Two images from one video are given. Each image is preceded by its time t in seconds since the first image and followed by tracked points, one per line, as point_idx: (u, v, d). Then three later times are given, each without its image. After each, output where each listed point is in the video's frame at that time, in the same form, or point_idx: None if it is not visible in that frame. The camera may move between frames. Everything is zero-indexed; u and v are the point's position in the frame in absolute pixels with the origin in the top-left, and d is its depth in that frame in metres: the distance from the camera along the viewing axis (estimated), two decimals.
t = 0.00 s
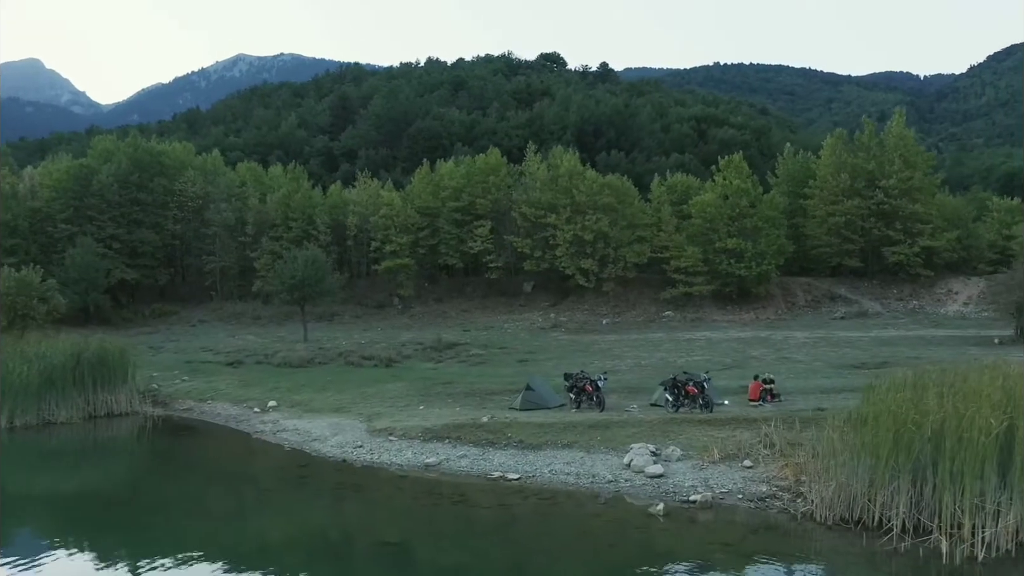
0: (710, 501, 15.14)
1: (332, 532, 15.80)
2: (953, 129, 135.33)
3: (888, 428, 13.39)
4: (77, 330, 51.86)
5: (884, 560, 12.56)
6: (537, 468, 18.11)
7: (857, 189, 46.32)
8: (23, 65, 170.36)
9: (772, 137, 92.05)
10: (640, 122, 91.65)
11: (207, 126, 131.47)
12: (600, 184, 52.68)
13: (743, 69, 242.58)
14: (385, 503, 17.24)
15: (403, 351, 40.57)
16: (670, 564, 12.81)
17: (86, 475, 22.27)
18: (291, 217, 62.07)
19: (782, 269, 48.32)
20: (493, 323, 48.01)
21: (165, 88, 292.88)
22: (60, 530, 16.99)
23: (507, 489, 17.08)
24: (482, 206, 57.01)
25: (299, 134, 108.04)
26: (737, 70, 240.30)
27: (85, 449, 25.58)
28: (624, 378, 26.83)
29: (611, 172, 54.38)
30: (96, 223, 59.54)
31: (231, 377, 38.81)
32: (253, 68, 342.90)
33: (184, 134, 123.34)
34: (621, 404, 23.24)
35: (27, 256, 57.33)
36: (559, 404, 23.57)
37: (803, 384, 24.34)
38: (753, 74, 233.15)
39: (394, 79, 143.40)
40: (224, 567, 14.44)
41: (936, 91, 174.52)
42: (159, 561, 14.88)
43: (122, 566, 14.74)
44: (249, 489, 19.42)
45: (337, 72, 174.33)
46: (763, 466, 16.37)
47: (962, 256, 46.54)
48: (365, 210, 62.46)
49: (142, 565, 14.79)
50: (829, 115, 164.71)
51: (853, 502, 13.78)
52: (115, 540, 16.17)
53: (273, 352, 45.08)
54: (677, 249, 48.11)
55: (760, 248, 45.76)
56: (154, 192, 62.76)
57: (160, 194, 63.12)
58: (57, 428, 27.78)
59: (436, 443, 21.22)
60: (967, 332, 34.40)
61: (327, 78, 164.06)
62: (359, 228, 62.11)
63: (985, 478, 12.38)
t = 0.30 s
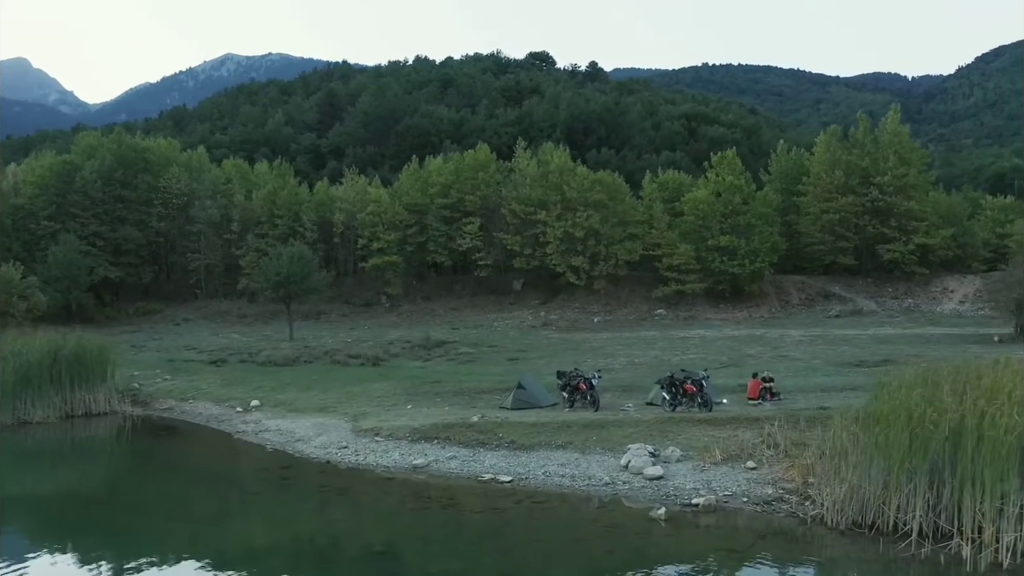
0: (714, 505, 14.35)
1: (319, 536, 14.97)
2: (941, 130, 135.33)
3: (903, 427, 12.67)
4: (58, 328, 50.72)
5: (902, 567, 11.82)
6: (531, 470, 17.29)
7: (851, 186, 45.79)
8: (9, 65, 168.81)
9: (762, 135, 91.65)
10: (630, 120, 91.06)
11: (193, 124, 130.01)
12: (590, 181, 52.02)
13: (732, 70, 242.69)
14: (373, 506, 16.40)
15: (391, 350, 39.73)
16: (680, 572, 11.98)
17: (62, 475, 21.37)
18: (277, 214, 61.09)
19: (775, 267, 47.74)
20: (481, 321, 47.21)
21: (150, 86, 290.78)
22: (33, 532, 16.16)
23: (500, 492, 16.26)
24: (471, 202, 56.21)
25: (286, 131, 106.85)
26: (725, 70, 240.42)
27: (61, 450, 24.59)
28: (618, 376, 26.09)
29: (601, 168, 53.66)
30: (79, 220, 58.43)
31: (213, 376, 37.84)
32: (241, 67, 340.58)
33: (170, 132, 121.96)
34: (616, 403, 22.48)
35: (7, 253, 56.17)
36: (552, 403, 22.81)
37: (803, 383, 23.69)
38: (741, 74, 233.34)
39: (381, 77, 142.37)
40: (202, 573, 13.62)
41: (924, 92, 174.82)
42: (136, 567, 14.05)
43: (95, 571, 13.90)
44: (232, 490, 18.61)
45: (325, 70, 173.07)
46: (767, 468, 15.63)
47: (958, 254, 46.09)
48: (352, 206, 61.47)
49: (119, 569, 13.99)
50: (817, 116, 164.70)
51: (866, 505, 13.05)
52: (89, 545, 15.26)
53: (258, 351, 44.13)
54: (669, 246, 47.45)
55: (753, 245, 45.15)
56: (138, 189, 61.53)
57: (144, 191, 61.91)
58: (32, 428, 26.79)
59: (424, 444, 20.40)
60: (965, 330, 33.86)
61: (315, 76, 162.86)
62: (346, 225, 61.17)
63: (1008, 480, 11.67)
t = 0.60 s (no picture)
0: (718, 506, 13.65)
1: (304, 538, 14.19)
2: (929, 130, 135.50)
3: (918, 425, 12.04)
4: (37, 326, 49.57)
5: (921, 572, 11.13)
6: (523, 470, 16.55)
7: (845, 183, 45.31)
8: None
9: (752, 134, 91.30)
10: (620, 117, 90.49)
11: (178, 120, 128.57)
12: (581, 176, 51.43)
13: (720, 70, 242.87)
14: (358, 508, 15.61)
15: (377, 347, 38.92)
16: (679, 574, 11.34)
17: (35, 476, 20.48)
18: (262, 210, 60.13)
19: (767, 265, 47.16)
20: (470, 319, 46.47)
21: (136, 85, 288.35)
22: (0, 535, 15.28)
23: (492, 493, 15.50)
24: (460, 199, 55.44)
25: (273, 128, 105.66)
26: (714, 70, 240.34)
27: (37, 449, 23.69)
28: (611, 374, 25.40)
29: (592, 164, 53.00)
30: (61, 216, 57.28)
31: (195, 374, 36.91)
32: (229, 66, 337.92)
33: (155, 128, 120.51)
34: (610, 400, 21.78)
35: None
36: (543, 401, 22.10)
37: (801, 380, 23.08)
38: (729, 74, 233.51)
39: (368, 75, 141.23)
40: None
41: (912, 92, 175.15)
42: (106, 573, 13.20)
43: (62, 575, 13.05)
44: (211, 491, 17.79)
45: (312, 68, 171.76)
46: (770, 468, 14.95)
47: (952, 252, 45.66)
48: (338, 203, 60.52)
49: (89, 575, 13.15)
50: (805, 116, 164.76)
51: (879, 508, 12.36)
52: (57, 548, 14.38)
53: (242, 349, 43.21)
54: (660, 243, 46.84)
55: (746, 242, 44.61)
56: (122, 185, 60.39)
57: (127, 187, 60.74)
58: (7, 427, 25.82)
59: (411, 444, 19.62)
60: (962, 327, 33.38)
61: (302, 74, 161.58)
62: (332, 221, 60.26)
63: None
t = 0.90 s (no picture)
0: (720, 509, 13.05)
1: (287, 541, 13.49)
2: (917, 130, 135.69)
3: (930, 422, 11.47)
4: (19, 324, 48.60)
5: None
6: (515, 471, 15.91)
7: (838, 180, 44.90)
8: None
9: (742, 132, 91.02)
10: (610, 115, 89.99)
11: (166, 118, 127.26)
12: (572, 173, 50.91)
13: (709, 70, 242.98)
14: (344, 510, 14.94)
15: (365, 345, 38.22)
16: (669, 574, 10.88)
17: (11, 475, 19.72)
18: (249, 207, 59.29)
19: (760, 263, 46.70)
20: (460, 317, 45.84)
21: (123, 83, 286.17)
22: None
23: (484, 495, 14.85)
24: (449, 195, 54.77)
25: (261, 125, 104.65)
26: (704, 70, 240.43)
27: (15, 449, 22.84)
28: (605, 373, 24.79)
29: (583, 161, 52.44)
30: (46, 214, 56.30)
31: (179, 373, 36.10)
32: (217, 65, 335.82)
33: (142, 125, 119.21)
34: (604, 399, 21.19)
35: None
36: (535, 400, 21.49)
37: (799, 378, 22.54)
38: (718, 75, 233.61)
39: (357, 72, 140.23)
40: None
41: (900, 93, 175.52)
42: None
43: None
44: (191, 491, 17.12)
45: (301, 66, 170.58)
46: (773, 468, 14.37)
47: (947, 250, 45.29)
48: (326, 199, 59.71)
49: None
50: (795, 117, 164.77)
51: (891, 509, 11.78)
52: (25, 552, 13.61)
53: (227, 347, 42.43)
54: (652, 240, 46.34)
55: (738, 240, 44.16)
56: (107, 181, 59.39)
57: (113, 183, 59.71)
58: None
59: (399, 443, 18.96)
60: (959, 325, 32.99)
61: (291, 71, 160.46)
62: (320, 219, 59.49)
63: None
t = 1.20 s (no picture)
0: (722, 511, 12.47)
1: (270, 545, 12.83)
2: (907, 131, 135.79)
3: (944, 420, 10.97)
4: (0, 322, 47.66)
5: None
6: (507, 472, 15.30)
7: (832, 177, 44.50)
8: None
9: (733, 131, 90.73)
10: (601, 113, 89.58)
11: (153, 116, 125.91)
12: (563, 169, 50.30)
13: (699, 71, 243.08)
14: (329, 513, 14.29)
15: (353, 343, 37.55)
16: None
17: None
18: (236, 204, 58.46)
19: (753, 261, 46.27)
20: (449, 315, 45.22)
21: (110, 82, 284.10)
22: None
23: (475, 497, 14.22)
24: (439, 192, 54.10)
25: (248, 123, 103.60)
26: (693, 70, 240.46)
27: None
28: (598, 370, 24.23)
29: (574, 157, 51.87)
30: (30, 211, 55.22)
31: (162, 371, 35.34)
32: (205, 63, 333.69)
33: (127, 123, 117.92)
34: (598, 397, 20.59)
35: None
36: (526, 398, 20.89)
37: (796, 376, 22.05)
38: (708, 75, 233.72)
39: (346, 71, 139.25)
40: None
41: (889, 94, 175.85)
42: None
43: None
44: (168, 494, 16.41)
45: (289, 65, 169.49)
46: (775, 468, 13.82)
47: (941, 248, 44.98)
48: (313, 196, 58.89)
49: None
50: (784, 117, 164.85)
51: (902, 511, 11.24)
52: None
53: (212, 345, 41.66)
54: (644, 238, 45.85)
55: (731, 237, 43.72)
56: (92, 178, 58.36)
57: (98, 180, 58.68)
58: None
59: (386, 443, 18.31)
60: (955, 323, 32.60)
61: (279, 70, 159.29)
62: (307, 216, 58.72)
63: None
